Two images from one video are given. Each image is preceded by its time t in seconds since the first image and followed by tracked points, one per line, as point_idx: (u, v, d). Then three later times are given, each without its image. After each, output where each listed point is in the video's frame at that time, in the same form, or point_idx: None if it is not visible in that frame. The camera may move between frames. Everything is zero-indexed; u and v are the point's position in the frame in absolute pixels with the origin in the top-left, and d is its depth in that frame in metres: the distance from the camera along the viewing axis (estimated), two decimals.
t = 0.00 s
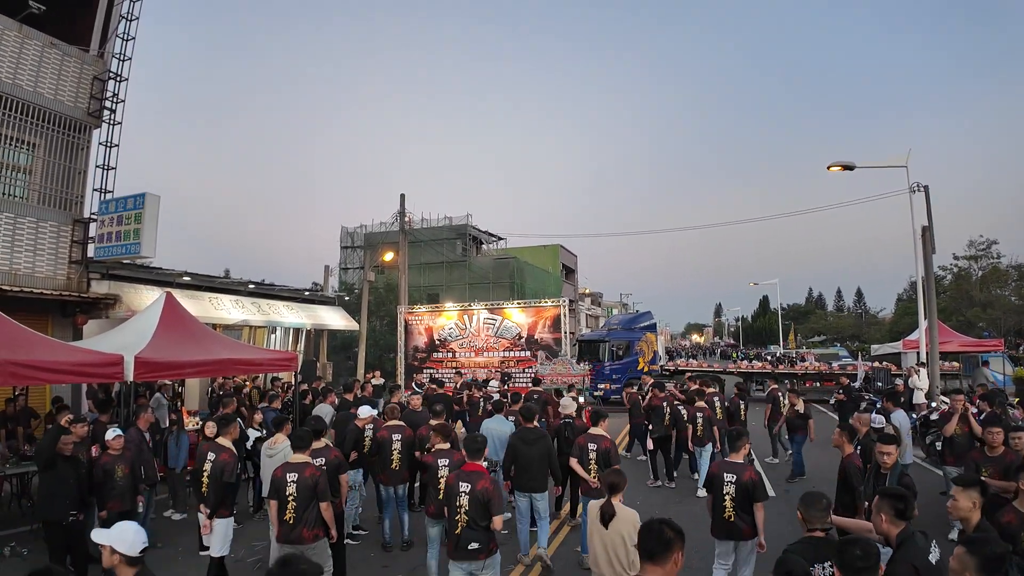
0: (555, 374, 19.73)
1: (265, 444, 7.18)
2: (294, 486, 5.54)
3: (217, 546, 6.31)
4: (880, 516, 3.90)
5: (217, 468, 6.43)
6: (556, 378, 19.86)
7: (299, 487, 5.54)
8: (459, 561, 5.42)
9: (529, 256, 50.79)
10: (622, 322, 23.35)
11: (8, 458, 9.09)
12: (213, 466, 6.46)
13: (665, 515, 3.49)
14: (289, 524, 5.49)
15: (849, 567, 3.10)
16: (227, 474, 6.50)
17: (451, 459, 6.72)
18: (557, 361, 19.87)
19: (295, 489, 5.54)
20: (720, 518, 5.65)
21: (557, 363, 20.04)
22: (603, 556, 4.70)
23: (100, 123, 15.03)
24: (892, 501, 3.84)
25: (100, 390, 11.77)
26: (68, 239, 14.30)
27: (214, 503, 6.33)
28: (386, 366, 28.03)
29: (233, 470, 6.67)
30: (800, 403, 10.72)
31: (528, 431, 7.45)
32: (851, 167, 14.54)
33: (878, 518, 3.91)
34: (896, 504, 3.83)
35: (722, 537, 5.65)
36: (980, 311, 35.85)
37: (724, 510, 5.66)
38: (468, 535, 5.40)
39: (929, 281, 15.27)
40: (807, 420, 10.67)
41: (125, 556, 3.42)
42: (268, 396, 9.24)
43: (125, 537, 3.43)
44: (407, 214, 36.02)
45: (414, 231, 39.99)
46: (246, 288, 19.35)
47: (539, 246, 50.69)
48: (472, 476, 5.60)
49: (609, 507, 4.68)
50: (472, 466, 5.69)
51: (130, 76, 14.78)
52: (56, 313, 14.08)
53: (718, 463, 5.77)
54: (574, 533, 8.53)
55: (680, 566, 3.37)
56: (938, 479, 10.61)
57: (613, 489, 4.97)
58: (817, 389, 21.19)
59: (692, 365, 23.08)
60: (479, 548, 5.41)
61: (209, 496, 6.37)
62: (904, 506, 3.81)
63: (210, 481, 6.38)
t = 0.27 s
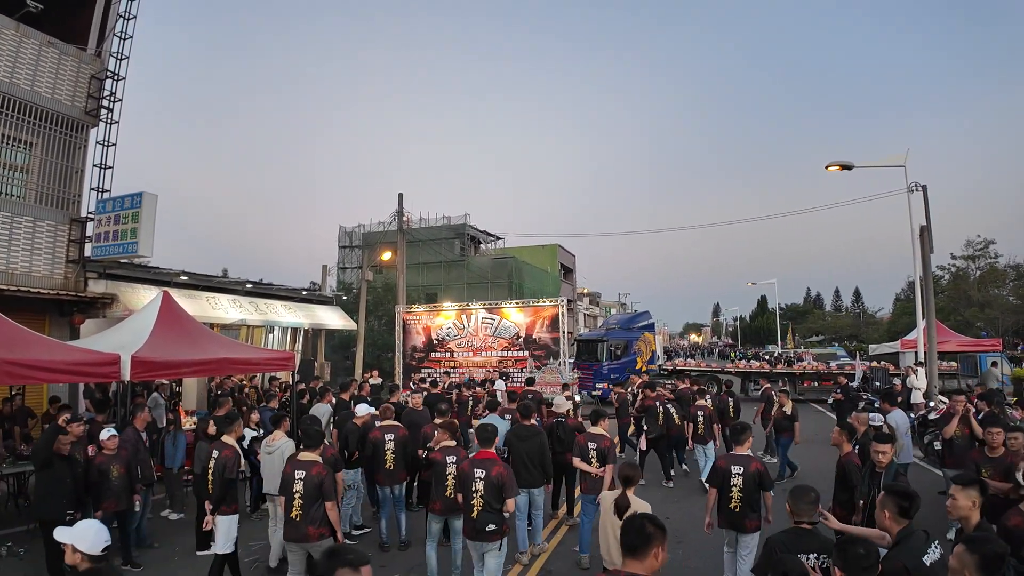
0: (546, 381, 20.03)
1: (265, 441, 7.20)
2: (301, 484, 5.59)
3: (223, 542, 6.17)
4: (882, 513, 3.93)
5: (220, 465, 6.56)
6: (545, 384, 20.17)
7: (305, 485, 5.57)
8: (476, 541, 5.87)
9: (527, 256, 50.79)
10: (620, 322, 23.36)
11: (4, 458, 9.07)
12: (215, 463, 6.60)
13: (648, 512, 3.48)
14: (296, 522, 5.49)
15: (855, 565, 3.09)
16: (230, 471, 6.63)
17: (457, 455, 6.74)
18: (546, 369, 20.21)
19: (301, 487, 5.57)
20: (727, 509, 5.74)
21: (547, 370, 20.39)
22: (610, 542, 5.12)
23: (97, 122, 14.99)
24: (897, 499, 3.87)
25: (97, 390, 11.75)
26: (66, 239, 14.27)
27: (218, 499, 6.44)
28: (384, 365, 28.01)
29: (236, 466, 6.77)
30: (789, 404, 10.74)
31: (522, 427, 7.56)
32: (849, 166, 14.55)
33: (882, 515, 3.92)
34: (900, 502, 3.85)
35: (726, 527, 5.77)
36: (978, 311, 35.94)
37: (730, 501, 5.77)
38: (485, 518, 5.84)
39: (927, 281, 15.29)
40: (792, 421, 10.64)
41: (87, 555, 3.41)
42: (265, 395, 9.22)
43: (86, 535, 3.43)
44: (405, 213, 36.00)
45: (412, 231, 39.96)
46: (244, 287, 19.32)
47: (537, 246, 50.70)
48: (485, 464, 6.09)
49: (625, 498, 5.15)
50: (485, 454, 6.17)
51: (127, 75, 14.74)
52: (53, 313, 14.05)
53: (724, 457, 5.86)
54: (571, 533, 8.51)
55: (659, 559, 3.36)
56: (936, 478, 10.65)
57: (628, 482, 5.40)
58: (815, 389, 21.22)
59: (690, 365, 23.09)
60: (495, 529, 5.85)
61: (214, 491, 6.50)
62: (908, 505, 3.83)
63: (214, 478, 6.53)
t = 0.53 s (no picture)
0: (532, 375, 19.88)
1: (261, 440, 7.23)
2: (315, 481, 5.75)
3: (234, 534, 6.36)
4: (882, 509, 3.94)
5: (219, 459, 6.64)
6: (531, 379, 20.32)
7: (319, 483, 5.73)
8: (483, 530, 6.00)
9: (523, 256, 50.81)
10: (616, 321, 23.39)
11: None
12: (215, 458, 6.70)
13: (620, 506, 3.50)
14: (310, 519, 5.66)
15: (834, 564, 3.10)
16: (229, 466, 6.65)
17: (458, 454, 6.74)
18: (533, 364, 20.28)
19: (316, 484, 5.73)
20: (728, 505, 5.78)
21: (533, 363, 20.23)
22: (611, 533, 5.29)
23: (92, 121, 14.91)
24: (899, 496, 3.85)
25: (92, 390, 11.70)
26: (60, 238, 14.19)
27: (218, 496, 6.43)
28: (380, 365, 27.97)
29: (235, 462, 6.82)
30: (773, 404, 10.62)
31: (523, 425, 7.60)
32: (844, 167, 14.61)
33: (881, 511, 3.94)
34: (902, 500, 3.83)
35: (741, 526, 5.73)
36: (973, 310, 36.15)
37: (730, 496, 5.81)
38: (491, 507, 5.98)
39: (922, 281, 15.36)
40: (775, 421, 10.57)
41: (48, 564, 3.35)
42: (260, 395, 9.18)
43: (46, 543, 3.37)
44: (401, 213, 35.95)
45: (408, 230, 39.90)
46: (239, 287, 19.26)
47: (534, 246, 50.73)
48: (490, 458, 6.20)
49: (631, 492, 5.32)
50: (489, 449, 6.30)
51: (123, 74, 14.66)
52: (47, 312, 13.98)
53: (724, 454, 5.89)
54: (566, 533, 8.49)
55: (633, 551, 3.37)
56: (931, 478, 10.72)
57: (631, 478, 5.44)
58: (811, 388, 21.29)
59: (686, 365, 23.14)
60: (500, 518, 6.01)
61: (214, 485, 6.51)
62: (910, 503, 3.81)
63: (213, 471, 6.54)
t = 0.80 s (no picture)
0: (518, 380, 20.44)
1: (258, 438, 7.12)
2: (321, 478, 5.82)
3: (237, 529, 6.45)
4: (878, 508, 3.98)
5: (220, 456, 6.59)
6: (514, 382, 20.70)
7: (325, 480, 5.80)
8: (483, 516, 6.38)
9: (516, 256, 50.82)
10: (608, 321, 23.44)
11: None
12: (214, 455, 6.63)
13: (609, 506, 3.51)
14: (314, 515, 5.70)
15: (814, 562, 3.13)
16: (230, 461, 6.65)
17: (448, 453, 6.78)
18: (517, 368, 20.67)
19: (321, 481, 5.81)
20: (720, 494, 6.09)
21: (517, 369, 20.82)
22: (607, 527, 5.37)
23: (83, 119, 14.75)
24: (896, 494, 3.93)
25: (81, 389, 11.57)
26: (50, 237, 14.03)
27: (219, 492, 6.43)
28: (372, 365, 27.88)
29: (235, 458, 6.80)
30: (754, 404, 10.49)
31: (523, 422, 7.86)
32: (836, 167, 14.71)
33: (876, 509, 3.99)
34: (899, 498, 3.92)
35: (725, 510, 6.23)
36: (964, 311, 36.51)
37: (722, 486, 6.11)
38: (491, 494, 6.39)
39: (914, 281, 15.48)
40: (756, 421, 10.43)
41: None
42: (251, 395, 9.12)
43: None
44: (394, 213, 35.83)
45: (401, 230, 39.79)
46: (231, 286, 19.11)
47: (526, 246, 50.76)
48: (489, 448, 6.64)
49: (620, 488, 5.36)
50: (488, 439, 6.75)
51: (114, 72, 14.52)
52: (37, 312, 13.81)
53: (715, 445, 6.18)
54: (558, 532, 8.49)
55: (623, 551, 3.38)
56: (921, 477, 10.85)
57: (622, 473, 5.48)
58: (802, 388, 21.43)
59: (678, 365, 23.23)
60: (500, 504, 6.42)
61: (214, 482, 6.49)
62: (908, 501, 3.89)
63: (215, 468, 6.51)
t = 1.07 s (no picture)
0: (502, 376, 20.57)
1: (254, 437, 7.08)
2: (321, 476, 5.79)
3: (237, 527, 6.56)
4: (879, 509, 4.02)
5: (225, 455, 6.58)
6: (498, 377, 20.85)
7: (325, 478, 5.78)
8: (480, 505, 6.61)
9: (509, 255, 50.85)
10: (600, 320, 23.51)
11: None
12: (218, 454, 6.58)
13: (609, 510, 3.53)
14: (316, 511, 5.69)
15: (808, 561, 3.15)
16: (235, 460, 6.67)
17: (431, 453, 6.81)
18: (501, 363, 20.83)
19: (322, 479, 5.79)
20: (718, 488, 6.40)
21: (502, 363, 20.92)
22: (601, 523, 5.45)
23: (74, 117, 14.61)
24: (896, 494, 3.96)
25: (71, 388, 11.45)
26: (40, 235, 13.87)
27: (224, 489, 6.49)
28: (364, 364, 27.80)
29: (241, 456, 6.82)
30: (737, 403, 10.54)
31: (512, 420, 8.00)
32: (828, 167, 14.81)
33: (878, 510, 4.03)
34: (899, 498, 3.95)
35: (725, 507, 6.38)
36: (954, 311, 36.90)
37: (721, 481, 6.40)
38: (491, 485, 6.64)
39: (905, 281, 15.61)
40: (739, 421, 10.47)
41: None
42: (242, 395, 9.05)
43: None
44: (386, 211, 35.74)
45: (393, 229, 39.69)
46: (222, 285, 18.97)
47: (519, 245, 50.80)
48: (488, 443, 6.93)
49: (609, 483, 5.41)
50: (486, 435, 7.04)
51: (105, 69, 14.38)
52: (27, 310, 13.63)
53: (714, 442, 6.46)
54: (549, 532, 8.48)
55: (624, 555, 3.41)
56: (910, 476, 10.99)
57: (613, 468, 5.49)
58: (793, 387, 21.55)
59: (669, 363, 23.31)
60: (498, 495, 6.67)
61: (218, 482, 6.49)
62: (907, 500, 3.93)
63: (217, 469, 6.51)
